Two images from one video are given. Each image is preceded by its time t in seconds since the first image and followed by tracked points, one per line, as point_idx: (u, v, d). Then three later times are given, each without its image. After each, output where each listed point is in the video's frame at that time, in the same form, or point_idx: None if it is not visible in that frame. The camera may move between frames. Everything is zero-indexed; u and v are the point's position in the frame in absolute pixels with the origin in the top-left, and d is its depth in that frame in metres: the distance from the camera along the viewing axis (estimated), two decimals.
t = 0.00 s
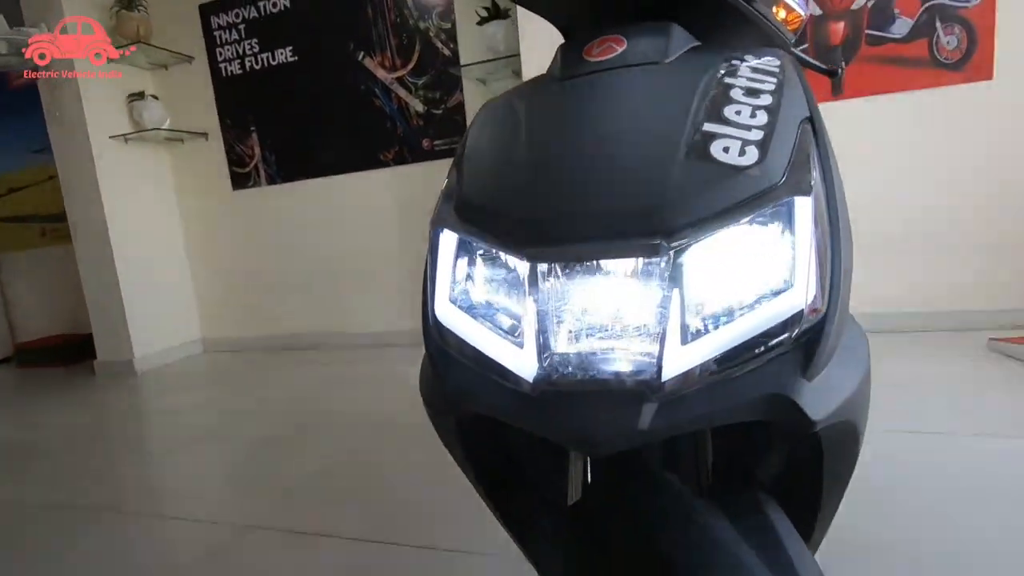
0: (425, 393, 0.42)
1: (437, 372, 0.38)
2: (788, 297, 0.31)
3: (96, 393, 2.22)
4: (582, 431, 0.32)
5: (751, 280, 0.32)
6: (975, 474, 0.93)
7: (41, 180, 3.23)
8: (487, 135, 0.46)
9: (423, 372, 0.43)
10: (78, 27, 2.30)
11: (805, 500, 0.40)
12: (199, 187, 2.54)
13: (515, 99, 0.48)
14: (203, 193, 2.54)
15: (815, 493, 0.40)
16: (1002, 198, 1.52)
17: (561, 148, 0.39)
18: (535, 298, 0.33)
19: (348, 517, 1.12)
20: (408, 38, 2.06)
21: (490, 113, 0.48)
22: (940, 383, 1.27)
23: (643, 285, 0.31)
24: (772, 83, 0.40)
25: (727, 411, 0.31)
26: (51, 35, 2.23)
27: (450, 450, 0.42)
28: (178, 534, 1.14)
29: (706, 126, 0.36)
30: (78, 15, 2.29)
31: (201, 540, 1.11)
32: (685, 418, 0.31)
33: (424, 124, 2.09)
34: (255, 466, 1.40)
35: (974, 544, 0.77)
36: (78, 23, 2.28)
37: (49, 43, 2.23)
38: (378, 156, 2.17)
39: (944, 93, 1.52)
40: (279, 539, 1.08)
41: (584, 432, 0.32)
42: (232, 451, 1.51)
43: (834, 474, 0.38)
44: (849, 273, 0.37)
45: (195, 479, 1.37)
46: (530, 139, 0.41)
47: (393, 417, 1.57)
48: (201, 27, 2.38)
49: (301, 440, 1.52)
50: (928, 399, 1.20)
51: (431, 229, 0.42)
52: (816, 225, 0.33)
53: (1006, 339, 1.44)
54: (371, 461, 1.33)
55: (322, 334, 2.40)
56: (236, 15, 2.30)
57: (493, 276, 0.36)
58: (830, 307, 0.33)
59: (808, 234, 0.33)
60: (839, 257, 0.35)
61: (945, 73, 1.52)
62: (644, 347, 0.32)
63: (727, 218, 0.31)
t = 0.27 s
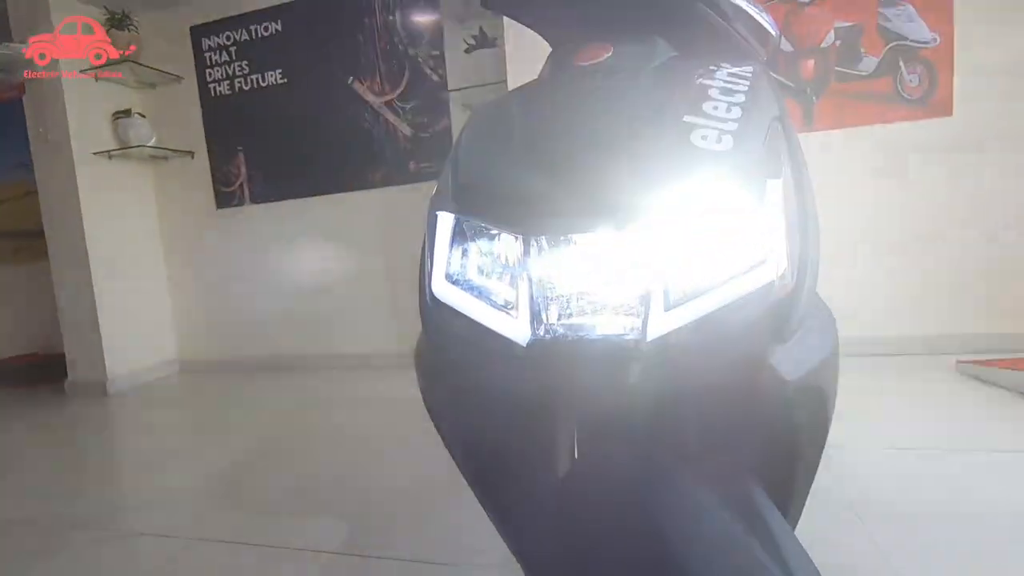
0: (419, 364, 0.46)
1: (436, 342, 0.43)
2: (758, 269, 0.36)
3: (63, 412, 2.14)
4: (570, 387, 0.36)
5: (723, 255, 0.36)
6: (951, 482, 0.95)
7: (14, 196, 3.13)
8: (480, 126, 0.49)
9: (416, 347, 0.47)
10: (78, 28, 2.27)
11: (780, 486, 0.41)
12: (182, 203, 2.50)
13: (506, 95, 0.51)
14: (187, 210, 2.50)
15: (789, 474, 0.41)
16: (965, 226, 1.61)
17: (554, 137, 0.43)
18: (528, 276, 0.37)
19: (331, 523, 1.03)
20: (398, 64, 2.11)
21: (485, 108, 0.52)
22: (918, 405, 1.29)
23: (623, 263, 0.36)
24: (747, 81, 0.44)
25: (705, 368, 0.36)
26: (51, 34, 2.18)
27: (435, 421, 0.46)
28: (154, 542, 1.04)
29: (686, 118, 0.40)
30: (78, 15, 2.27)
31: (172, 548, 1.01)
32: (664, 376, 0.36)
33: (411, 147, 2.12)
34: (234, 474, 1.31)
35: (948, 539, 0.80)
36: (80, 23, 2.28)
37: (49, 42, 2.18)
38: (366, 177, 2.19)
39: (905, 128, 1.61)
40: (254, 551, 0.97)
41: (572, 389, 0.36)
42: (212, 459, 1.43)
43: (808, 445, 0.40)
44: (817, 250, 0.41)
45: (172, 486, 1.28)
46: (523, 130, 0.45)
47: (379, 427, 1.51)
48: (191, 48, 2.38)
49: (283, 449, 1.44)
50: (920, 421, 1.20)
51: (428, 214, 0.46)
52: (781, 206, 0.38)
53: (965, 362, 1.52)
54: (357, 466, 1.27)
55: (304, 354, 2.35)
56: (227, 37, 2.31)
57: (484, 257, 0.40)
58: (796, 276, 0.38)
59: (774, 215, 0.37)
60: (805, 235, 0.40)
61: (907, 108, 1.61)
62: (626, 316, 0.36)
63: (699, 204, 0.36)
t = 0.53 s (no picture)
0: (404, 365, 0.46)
1: (421, 344, 0.43)
2: (741, 271, 0.37)
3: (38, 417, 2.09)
4: (555, 387, 0.37)
5: (706, 258, 0.37)
6: (927, 486, 0.97)
7: None
8: (466, 130, 0.49)
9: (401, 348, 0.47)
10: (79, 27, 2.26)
11: (760, 486, 0.42)
12: (163, 205, 2.47)
13: (493, 100, 0.52)
14: (168, 212, 2.46)
15: (770, 474, 0.41)
16: (943, 234, 1.64)
17: (540, 141, 0.43)
18: (514, 279, 0.37)
19: (310, 530, 1.02)
20: (384, 68, 2.11)
21: (471, 112, 0.52)
22: (898, 411, 1.31)
23: (608, 265, 0.36)
24: (729, 89, 0.44)
25: (689, 369, 0.36)
26: (51, 34, 2.20)
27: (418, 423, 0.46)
28: (129, 549, 1.02)
29: (671, 123, 0.41)
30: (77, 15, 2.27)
31: (147, 555, 0.99)
32: (648, 378, 0.36)
33: (397, 150, 2.12)
34: (212, 480, 1.29)
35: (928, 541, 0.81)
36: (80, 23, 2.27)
37: (49, 42, 2.19)
38: (351, 180, 2.18)
39: (884, 138, 1.64)
40: (231, 557, 0.96)
41: (557, 389, 0.37)
42: (191, 464, 1.40)
43: (789, 445, 0.41)
44: (799, 254, 0.42)
45: (149, 492, 1.26)
46: (509, 134, 0.45)
47: (363, 432, 1.50)
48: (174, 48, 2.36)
49: (263, 454, 1.42)
50: (898, 426, 1.22)
51: (415, 216, 0.46)
52: (763, 211, 0.39)
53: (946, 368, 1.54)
54: (339, 472, 1.26)
55: (286, 358, 2.33)
56: (212, 37, 2.30)
57: (470, 259, 0.40)
58: (777, 280, 0.38)
59: (757, 219, 0.38)
60: (787, 239, 0.41)
61: (886, 119, 1.64)
62: (611, 317, 0.36)
63: (682, 207, 0.37)
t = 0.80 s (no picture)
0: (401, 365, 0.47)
1: (419, 343, 0.44)
2: (728, 276, 0.39)
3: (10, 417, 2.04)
4: (550, 384, 0.38)
5: (695, 263, 0.39)
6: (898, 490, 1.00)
7: None
8: (464, 136, 0.50)
9: (399, 348, 0.48)
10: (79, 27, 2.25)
11: (742, 484, 0.44)
12: (144, 204, 2.44)
13: (490, 109, 0.53)
14: (149, 212, 2.44)
15: (752, 473, 0.43)
16: (917, 246, 1.69)
17: (537, 149, 0.45)
18: (511, 281, 0.39)
19: (294, 533, 1.02)
20: (373, 71, 2.11)
21: (468, 119, 0.53)
22: (872, 418, 1.35)
23: (602, 269, 0.38)
24: (718, 103, 0.47)
25: (678, 370, 0.38)
26: (51, 35, 2.19)
27: (413, 421, 0.47)
28: (108, 552, 1.01)
29: (662, 135, 0.43)
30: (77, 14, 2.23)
31: (127, 558, 0.98)
32: (640, 376, 0.38)
33: (384, 153, 2.13)
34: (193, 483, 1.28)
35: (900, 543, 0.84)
36: (80, 23, 2.24)
37: (50, 42, 2.19)
38: (337, 182, 2.18)
39: (862, 151, 1.69)
40: (214, 560, 0.96)
41: (552, 387, 0.38)
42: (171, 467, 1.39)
43: (770, 445, 0.43)
44: (782, 261, 0.44)
45: (128, 495, 1.25)
46: (506, 142, 0.47)
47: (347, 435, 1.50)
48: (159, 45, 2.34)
49: (245, 456, 1.41)
50: (870, 432, 1.27)
51: (414, 219, 0.47)
52: (749, 219, 0.41)
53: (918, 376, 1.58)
54: (323, 474, 1.26)
55: (268, 361, 2.31)
56: (199, 36, 2.28)
57: (469, 261, 0.42)
58: (762, 285, 0.40)
59: (742, 227, 0.40)
60: (771, 248, 0.43)
61: (863, 133, 1.69)
62: (604, 318, 0.38)
63: (673, 215, 0.39)
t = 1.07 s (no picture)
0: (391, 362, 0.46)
1: (410, 340, 0.44)
2: (723, 276, 0.39)
3: None
4: (543, 383, 0.38)
5: (689, 262, 0.39)
6: (878, 491, 1.02)
7: None
8: (457, 132, 0.50)
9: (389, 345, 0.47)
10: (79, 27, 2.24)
11: (733, 483, 0.44)
12: (123, 199, 2.39)
13: (482, 106, 0.53)
14: (128, 207, 2.39)
15: (742, 472, 0.43)
16: (896, 252, 1.72)
17: (531, 147, 0.44)
18: (504, 278, 0.39)
19: (277, 534, 1.01)
20: (359, 69, 2.10)
21: (461, 116, 0.53)
22: (851, 419, 1.37)
23: (597, 266, 0.38)
24: (711, 104, 0.47)
25: (670, 370, 0.38)
26: (51, 35, 2.18)
27: (403, 418, 0.46)
28: (84, 553, 0.99)
29: (657, 135, 0.43)
30: (78, 15, 2.22)
31: (105, 559, 0.96)
32: (634, 375, 0.38)
33: (370, 151, 2.11)
34: (172, 483, 1.26)
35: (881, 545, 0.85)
36: (80, 23, 2.23)
37: (49, 42, 2.19)
38: (322, 180, 2.16)
39: (844, 159, 1.72)
40: (194, 561, 0.94)
41: (546, 386, 0.38)
42: (148, 467, 1.36)
43: (761, 445, 0.43)
44: (774, 263, 0.44)
45: (105, 495, 1.22)
46: (500, 139, 0.46)
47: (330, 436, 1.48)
48: (140, 37, 2.30)
49: (225, 457, 1.39)
50: (849, 434, 1.28)
51: (406, 214, 0.47)
52: (743, 220, 0.41)
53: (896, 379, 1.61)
54: (306, 475, 1.25)
55: (249, 359, 2.28)
56: (182, 29, 2.25)
57: (462, 257, 0.41)
58: (754, 286, 0.41)
59: (736, 227, 0.40)
60: (763, 250, 0.43)
61: (845, 141, 1.72)
62: (599, 316, 0.38)
63: (667, 214, 0.39)
